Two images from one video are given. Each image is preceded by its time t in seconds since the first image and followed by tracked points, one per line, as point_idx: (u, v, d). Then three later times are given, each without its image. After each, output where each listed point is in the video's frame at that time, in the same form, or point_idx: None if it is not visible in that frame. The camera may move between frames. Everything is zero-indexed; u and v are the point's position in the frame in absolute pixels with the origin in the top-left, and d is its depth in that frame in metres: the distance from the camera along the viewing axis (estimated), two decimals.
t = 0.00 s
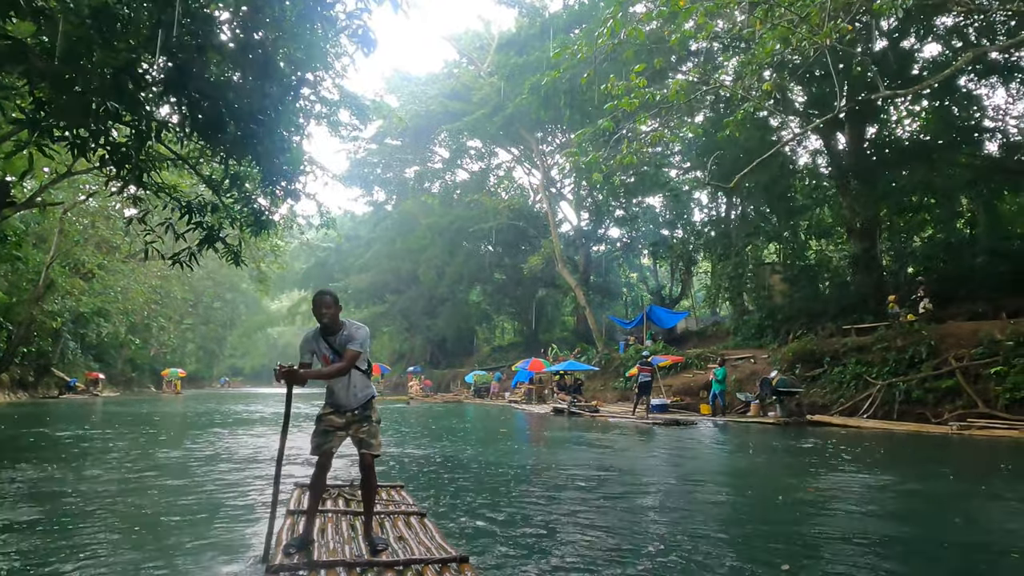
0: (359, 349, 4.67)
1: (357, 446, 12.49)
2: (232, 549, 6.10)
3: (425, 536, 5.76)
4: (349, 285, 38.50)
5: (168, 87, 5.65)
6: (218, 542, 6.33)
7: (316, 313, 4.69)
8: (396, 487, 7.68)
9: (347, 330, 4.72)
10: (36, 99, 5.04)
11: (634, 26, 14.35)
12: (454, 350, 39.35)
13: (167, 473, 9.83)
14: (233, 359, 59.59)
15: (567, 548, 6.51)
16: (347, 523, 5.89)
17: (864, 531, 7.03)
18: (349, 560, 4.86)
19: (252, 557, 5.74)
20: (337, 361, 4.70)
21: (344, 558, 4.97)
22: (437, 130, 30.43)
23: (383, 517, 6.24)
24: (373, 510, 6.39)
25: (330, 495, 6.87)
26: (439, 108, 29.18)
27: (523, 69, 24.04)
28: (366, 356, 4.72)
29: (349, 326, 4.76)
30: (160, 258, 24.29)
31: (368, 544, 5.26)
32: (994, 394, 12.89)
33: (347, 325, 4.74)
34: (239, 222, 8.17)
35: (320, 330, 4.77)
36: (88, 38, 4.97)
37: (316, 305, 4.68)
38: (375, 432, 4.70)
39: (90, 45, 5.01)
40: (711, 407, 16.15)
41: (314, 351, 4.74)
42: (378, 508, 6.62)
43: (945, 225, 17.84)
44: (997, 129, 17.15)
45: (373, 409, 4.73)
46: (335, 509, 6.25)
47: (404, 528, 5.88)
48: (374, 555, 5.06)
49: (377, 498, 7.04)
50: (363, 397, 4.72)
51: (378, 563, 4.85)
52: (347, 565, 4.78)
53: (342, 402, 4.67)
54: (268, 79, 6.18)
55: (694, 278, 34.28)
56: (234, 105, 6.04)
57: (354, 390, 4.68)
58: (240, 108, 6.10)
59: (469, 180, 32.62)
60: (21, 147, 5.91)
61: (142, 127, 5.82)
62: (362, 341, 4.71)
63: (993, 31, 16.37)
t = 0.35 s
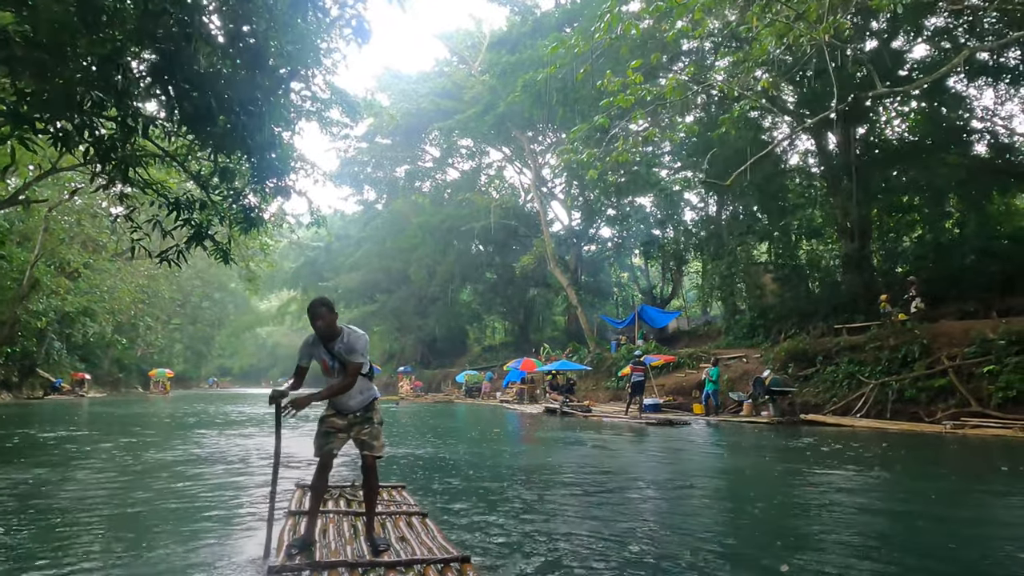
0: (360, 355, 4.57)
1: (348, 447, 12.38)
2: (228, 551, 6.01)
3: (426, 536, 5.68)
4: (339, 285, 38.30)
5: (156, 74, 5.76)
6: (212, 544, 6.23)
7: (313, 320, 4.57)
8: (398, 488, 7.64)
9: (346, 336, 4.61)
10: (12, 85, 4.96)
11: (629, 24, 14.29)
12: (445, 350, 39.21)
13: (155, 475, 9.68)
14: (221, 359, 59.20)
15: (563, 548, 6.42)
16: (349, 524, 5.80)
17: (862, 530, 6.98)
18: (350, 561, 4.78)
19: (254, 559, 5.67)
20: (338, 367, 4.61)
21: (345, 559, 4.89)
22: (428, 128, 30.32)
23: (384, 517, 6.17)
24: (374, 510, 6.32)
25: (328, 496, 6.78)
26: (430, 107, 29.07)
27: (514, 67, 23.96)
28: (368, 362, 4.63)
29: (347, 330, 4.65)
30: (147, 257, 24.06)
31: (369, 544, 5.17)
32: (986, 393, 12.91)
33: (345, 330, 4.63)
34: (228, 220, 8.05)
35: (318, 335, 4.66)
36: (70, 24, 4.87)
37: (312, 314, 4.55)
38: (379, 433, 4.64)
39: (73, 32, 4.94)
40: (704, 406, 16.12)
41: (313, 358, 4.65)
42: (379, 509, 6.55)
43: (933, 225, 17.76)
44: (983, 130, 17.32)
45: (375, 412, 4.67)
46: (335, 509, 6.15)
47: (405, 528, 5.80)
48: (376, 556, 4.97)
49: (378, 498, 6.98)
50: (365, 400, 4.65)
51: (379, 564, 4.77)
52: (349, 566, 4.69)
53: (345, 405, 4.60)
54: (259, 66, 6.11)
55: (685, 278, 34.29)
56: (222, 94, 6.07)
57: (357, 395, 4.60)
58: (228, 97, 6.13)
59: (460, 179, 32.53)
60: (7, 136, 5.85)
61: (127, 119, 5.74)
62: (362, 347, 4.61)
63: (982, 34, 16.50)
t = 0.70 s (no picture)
0: (352, 378, 4.65)
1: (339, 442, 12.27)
2: (223, 548, 5.95)
3: (426, 530, 5.72)
4: (327, 280, 38.03)
5: (139, 59, 5.53)
6: (206, 542, 6.14)
7: (292, 366, 4.49)
8: (399, 483, 7.81)
9: (332, 365, 4.64)
10: None
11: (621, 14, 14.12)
12: (435, 345, 39.08)
13: (143, 474, 9.51)
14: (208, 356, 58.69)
15: (561, 543, 6.36)
16: (350, 518, 5.79)
17: (861, 522, 6.96)
18: (353, 555, 4.84)
19: (255, 552, 5.70)
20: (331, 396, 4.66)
21: (347, 552, 4.94)
22: (417, 122, 30.06)
23: (386, 512, 6.23)
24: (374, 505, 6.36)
25: (328, 490, 6.78)
26: (418, 99, 28.79)
27: (504, 60, 23.76)
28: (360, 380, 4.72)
29: (329, 357, 4.67)
30: (132, 252, 23.73)
31: (371, 538, 5.22)
32: (977, 384, 12.97)
33: (328, 359, 4.64)
34: (214, 213, 7.89)
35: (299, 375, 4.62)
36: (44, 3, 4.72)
37: (291, 361, 4.47)
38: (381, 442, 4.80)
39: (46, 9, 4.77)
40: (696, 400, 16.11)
41: (301, 396, 4.65)
42: (382, 503, 6.62)
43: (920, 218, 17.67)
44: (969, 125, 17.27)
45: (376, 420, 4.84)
46: (336, 504, 6.14)
47: (405, 523, 5.83)
48: (377, 550, 5.01)
49: (380, 493, 7.13)
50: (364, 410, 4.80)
51: (382, 558, 4.84)
52: (351, 561, 4.74)
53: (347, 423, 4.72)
54: (245, 52, 5.96)
55: (674, 271, 34.29)
56: (207, 81, 5.91)
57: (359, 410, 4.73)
58: (213, 85, 5.97)
59: (448, 173, 32.30)
60: None
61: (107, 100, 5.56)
62: (351, 370, 4.68)
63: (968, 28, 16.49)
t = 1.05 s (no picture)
0: (360, 425, 4.94)
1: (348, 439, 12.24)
2: (237, 541, 5.94)
3: (443, 525, 5.75)
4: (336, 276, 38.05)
5: (148, 47, 5.63)
6: (218, 535, 6.11)
7: (300, 429, 4.62)
8: (418, 479, 7.83)
9: (339, 418, 4.87)
10: None
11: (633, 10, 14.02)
12: (443, 341, 39.08)
13: (152, 468, 9.50)
14: (216, 351, 58.83)
15: (578, 540, 6.34)
16: (369, 513, 5.89)
17: (884, 524, 6.88)
18: (370, 550, 4.91)
19: (268, 548, 5.68)
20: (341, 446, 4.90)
21: (365, 547, 5.01)
22: (427, 117, 30.01)
23: (403, 508, 6.27)
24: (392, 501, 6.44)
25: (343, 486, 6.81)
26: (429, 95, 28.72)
27: (515, 55, 23.68)
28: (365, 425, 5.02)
29: (333, 410, 4.89)
30: (142, 246, 23.75)
31: (388, 533, 5.28)
32: (995, 386, 12.88)
33: (333, 412, 4.86)
34: (225, 208, 7.85)
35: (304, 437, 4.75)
36: None
37: (302, 425, 4.60)
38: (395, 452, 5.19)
39: None
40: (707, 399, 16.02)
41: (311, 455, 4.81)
42: (399, 499, 6.67)
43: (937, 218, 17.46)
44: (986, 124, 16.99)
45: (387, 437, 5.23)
46: (356, 499, 6.22)
47: (422, 518, 5.89)
48: (394, 545, 5.07)
49: (398, 488, 7.19)
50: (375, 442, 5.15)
51: (399, 553, 4.90)
52: (369, 555, 4.82)
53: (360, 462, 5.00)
54: (257, 40, 6.03)
55: (685, 270, 34.13)
56: (218, 68, 5.82)
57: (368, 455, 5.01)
58: (223, 72, 5.86)
59: (458, 169, 32.24)
60: None
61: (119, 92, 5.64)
62: (357, 419, 4.96)
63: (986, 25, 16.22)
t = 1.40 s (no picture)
0: (379, 447, 5.02)
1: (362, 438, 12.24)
2: (258, 536, 5.95)
3: (470, 524, 5.89)
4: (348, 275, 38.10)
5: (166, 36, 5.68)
6: (237, 530, 6.12)
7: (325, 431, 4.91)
8: (443, 477, 7.92)
9: (363, 434, 5.01)
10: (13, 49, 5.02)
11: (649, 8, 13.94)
12: (453, 341, 39.07)
13: (167, 464, 9.49)
14: (226, 349, 59.00)
15: (605, 542, 6.30)
16: (396, 512, 6.11)
17: (912, 527, 6.84)
18: (400, 547, 5.08)
19: (291, 544, 5.68)
20: (357, 463, 5.00)
21: (394, 544, 5.19)
22: (439, 116, 30.00)
23: (430, 506, 6.45)
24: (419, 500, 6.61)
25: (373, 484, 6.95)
26: (442, 94, 28.71)
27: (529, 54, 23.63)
28: (386, 451, 5.08)
29: (362, 425, 5.05)
30: (155, 244, 23.83)
31: (417, 531, 5.45)
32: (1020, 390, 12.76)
33: (360, 427, 5.02)
34: (239, 203, 7.85)
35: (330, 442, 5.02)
36: None
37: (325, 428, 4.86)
38: (417, 474, 5.23)
39: None
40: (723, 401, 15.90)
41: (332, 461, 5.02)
42: (425, 497, 6.84)
43: (955, 220, 17.35)
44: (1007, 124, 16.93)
45: (410, 460, 5.29)
46: (385, 498, 6.46)
47: (450, 517, 6.05)
48: (423, 542, 5.24)
49: (424, 486, 7.36)
50: (397, 465, 5.20)
51: (428, 550, 5.06)
52: (398, 552, 4.98)
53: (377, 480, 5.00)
54: (276, 25, 5.95)
55: (697, 271, 34.03)
56: (239, 58, 5.92)
57: (382, 481, 5.04)
58: (244, 62, 5.98)
59: (470, 168, 32.19)
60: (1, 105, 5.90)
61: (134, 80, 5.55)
62: (380, 441, 5.05)
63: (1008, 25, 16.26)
